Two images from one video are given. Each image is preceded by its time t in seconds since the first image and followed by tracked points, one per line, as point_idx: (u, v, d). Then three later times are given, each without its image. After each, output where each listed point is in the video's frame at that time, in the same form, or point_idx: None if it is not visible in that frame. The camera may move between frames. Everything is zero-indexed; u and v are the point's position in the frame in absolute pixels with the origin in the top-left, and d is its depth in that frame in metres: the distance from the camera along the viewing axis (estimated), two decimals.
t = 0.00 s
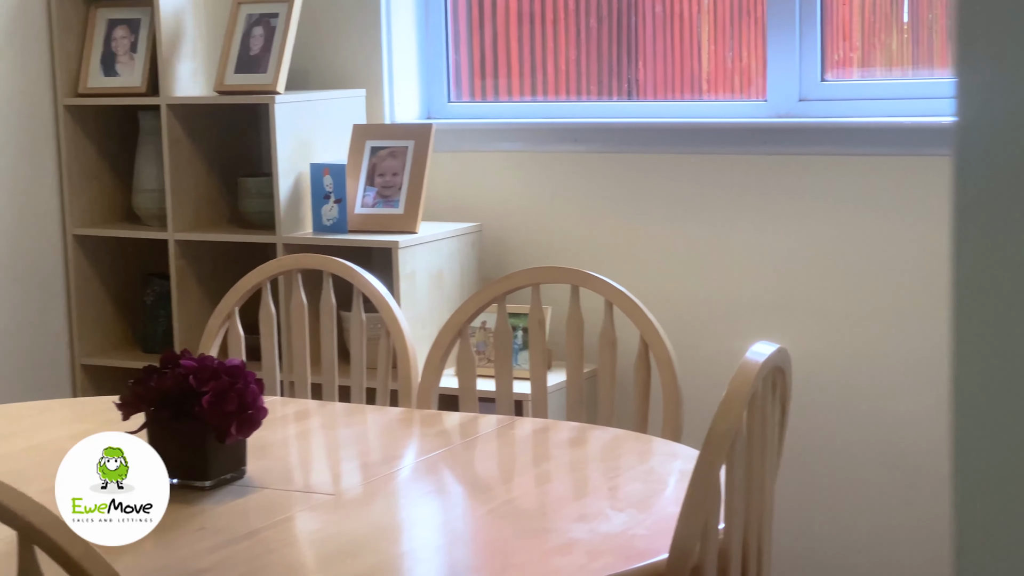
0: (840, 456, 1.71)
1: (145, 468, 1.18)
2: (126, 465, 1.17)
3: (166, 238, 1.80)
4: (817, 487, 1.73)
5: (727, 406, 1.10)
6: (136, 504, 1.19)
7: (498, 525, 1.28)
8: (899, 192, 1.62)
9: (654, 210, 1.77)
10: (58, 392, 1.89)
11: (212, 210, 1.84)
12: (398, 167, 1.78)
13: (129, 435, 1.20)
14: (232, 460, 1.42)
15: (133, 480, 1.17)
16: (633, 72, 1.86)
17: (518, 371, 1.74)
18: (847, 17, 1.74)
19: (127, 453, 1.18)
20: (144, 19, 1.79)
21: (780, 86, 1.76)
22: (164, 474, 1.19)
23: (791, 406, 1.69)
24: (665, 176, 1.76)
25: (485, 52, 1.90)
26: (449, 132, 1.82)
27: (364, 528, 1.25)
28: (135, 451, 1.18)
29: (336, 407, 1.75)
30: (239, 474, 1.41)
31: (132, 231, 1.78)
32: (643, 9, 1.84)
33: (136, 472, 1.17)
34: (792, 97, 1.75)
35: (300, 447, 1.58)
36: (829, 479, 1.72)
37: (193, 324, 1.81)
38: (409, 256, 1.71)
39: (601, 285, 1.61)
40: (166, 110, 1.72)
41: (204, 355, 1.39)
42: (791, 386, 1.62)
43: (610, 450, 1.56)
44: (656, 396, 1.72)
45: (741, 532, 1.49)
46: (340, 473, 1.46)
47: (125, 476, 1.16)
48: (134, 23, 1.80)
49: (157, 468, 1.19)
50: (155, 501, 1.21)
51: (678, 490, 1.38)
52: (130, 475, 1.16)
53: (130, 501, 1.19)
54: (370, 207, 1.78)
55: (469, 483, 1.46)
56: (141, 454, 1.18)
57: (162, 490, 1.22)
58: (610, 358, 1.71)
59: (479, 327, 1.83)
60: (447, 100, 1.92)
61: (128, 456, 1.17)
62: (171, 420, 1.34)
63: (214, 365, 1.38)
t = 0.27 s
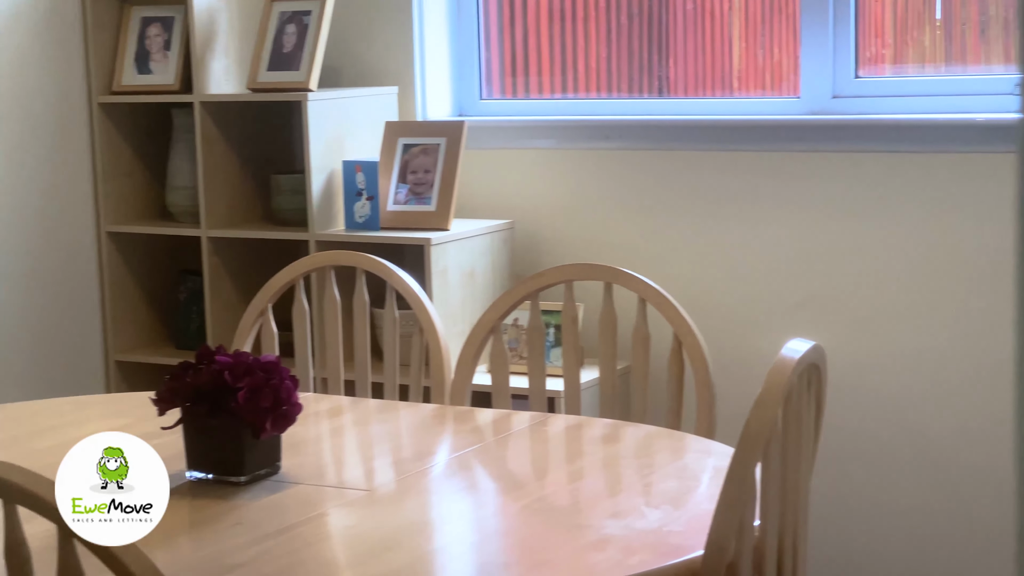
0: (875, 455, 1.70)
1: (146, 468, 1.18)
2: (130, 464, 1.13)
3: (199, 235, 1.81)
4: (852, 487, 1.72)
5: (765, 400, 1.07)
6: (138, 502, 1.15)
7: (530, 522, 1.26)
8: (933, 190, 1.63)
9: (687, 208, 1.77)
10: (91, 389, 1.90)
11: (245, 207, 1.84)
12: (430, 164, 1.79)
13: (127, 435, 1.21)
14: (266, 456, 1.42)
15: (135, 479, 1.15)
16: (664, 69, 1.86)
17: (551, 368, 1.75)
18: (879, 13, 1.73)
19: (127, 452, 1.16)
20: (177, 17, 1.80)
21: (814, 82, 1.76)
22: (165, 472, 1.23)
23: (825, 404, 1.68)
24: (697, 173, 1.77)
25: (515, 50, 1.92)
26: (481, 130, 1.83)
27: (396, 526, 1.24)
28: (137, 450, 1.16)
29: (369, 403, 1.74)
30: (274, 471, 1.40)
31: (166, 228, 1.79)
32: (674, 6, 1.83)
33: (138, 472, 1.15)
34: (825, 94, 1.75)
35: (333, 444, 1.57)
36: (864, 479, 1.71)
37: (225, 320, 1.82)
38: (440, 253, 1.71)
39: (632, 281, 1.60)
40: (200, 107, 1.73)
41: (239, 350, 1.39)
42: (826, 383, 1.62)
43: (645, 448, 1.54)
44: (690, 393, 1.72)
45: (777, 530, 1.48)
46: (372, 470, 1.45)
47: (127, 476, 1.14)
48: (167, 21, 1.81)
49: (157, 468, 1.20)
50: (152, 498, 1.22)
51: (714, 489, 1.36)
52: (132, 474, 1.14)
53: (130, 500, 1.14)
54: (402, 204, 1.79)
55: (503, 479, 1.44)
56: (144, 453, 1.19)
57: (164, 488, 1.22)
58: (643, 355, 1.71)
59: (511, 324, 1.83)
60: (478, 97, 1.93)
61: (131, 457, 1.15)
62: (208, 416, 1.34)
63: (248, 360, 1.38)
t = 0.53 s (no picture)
0: (911, 454, 1.70)
1: (149, 467, 0.96)
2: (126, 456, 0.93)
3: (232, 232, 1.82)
4: (885, 486, 1.72)
5: (801, 398, 1.06)
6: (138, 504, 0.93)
7: (564, 519, 1.26)
8: (970, 187, 1.62)
9: (719, 206, 1.77)
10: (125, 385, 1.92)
11: (277, 204, 1.85)
12: (462, 162, 1.79)
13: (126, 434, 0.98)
14: (303, 452, 1.42)
15: (136, 480, 0.94)
16: (695, 66, 1.86)
17: (584, 366, 1.75)
18: (911, 11, 1.73)
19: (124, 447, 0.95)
20: (211, 16, 1.82)
21: (848, 80, 1.76)
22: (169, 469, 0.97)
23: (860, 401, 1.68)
24: (730, 170, 1.77)
25: (546, 48, 1.92)
26: (513, 127, 1.84)
27: (428, 523, 1.24)
28: (139, 444, 0.97)
29: (403, 400, 1.74)
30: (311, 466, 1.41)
31: (200, 225, 1.80)
32: (705, 4, 1.83)
33: (138, 471, 0.95)
34: (859, 91, 1.75)
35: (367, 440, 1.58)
36: (900, 478, 1.71)
37: (258, 318, 1.82)
38: (473, 251, 1.72)
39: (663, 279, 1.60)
40: (234, 105, 1.74)
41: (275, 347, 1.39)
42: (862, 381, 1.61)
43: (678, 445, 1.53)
44: (725, 390, 1.72)
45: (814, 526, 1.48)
46: (406, 466, 1.45)
47: (126, 477, 0.94)
48: (202, 20, 1.83)
49: (164, 468, 0.97)
50: (159, 498, 0.95)
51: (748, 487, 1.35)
52: (131, 474, 0.94)
53: (130, 500, 0.91)
54: (435, 202, 1.79)
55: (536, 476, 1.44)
56: (146, 450, 0.98)
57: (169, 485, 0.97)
58: (677, 352, 1.71)
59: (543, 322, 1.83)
60: (511, 95, 1.95)
61: (130, 453, 0.95)
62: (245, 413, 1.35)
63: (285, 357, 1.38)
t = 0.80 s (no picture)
0: (949, 452, 1.68)
1: (149, 468, 0.90)
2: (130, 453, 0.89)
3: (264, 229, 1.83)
4: (923, 485, 1.71)
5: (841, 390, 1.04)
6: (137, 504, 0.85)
7: (596, 517, 1.23)
8: (1009, 183, 1.61)
9: (752, 203, 1.77)
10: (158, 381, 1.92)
11: (308, 201, 1.85)
12: (494, 159, 1.79)
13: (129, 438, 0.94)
14: (335, 449, 1.40)
15: (136, 480, 0.88)
16: (727, 63, 1.86)
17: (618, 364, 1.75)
18: (945, 8, 1.72)
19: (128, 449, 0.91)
20: (244, 13, 1.84)
21: (882, 77, 1.75)
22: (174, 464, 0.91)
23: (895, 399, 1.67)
24: (763, 167, 1.76)
25: (577, 45, 1.93)
26: (545, 124, 1.84)
27: (462, 521, 1.21)
28: (139, 445, 0.93)
29: (436, 398, 1.74)
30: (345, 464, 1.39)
31: (232, 222, 1.81)
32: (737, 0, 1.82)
33: (138, 471, 0.89)
34: (894, 88, 1.74)
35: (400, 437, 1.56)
36: (938, 476, 1.69)
37: (290, 315, 1.83)
38: (506, 248, 1.72)
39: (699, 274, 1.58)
40: (266, 102, 1.75)
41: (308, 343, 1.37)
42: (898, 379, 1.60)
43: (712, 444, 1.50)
44: (760, 389, 1.71)
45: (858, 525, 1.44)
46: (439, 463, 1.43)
47: (126, 476, 0.88)
48: (234, 17, 1.85)
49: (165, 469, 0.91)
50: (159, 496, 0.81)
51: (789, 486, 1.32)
52: (131, 474, 0.88)
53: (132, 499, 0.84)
54: (467, 199, 1.79)
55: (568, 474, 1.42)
56: (146, 451, 0.94)
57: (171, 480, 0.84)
58: (711, 349, 1.71)
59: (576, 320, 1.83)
60: (542, 92, 1.95)
61: (130, 453, 0.91)
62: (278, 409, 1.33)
63: (318, 353, 1.36)
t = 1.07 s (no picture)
0: (981, 450, 1.68)
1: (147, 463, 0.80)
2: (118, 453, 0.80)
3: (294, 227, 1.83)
4: (954, 483, 1.70)
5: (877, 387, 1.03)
6: (136, 503, 0.76)
7: (624, 513, 1.23)
8: None
9: (783, 201, 1.77)
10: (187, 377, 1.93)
11: (337, 199, 1.85)
12: (524, 157, 1.79)
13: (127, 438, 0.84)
14: (367, 447, 1.40)
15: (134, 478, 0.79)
16: (757, 61, 1.85)
17: (649, 362, 1.75)
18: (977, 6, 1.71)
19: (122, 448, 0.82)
20: (275, 11, 1.84)
21: (915, 75, 1.74)
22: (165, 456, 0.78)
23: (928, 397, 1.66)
24: (794, 164, 1.76)
25: (606, 43, 1.93)
26: (575, 122, 1.84)
27: (494, 517, 1.20)
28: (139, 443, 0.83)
29: (466, 395, 1.74)
30: (376, 462, 1.38)
31: (261, 219, 1.82)
32: None
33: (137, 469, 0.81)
34: (926, 86, 1.73)
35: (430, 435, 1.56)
36: (969, 475, 1.69)
37: (319, 312, 1.83)
38: (536, 246, 1.72)
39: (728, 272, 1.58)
40: (296, 99, 1.75)
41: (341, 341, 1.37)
42: (931, 378, 1.59)
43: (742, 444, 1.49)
44: (792, 387, 1.71)
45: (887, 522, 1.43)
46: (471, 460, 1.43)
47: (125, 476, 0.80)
48: (265, 16, 1.86)
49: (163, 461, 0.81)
50: (158, 494, 0.72)
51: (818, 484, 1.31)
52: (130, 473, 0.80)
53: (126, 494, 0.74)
54: (496, 197, 1.79)
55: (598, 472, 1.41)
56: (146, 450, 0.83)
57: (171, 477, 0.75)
58: (743, 348, 1.70)
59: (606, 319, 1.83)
60: (572, 90, 1.96)
61: (130, 452, 0.82)
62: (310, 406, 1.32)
63: (350, 351, 1.36)
